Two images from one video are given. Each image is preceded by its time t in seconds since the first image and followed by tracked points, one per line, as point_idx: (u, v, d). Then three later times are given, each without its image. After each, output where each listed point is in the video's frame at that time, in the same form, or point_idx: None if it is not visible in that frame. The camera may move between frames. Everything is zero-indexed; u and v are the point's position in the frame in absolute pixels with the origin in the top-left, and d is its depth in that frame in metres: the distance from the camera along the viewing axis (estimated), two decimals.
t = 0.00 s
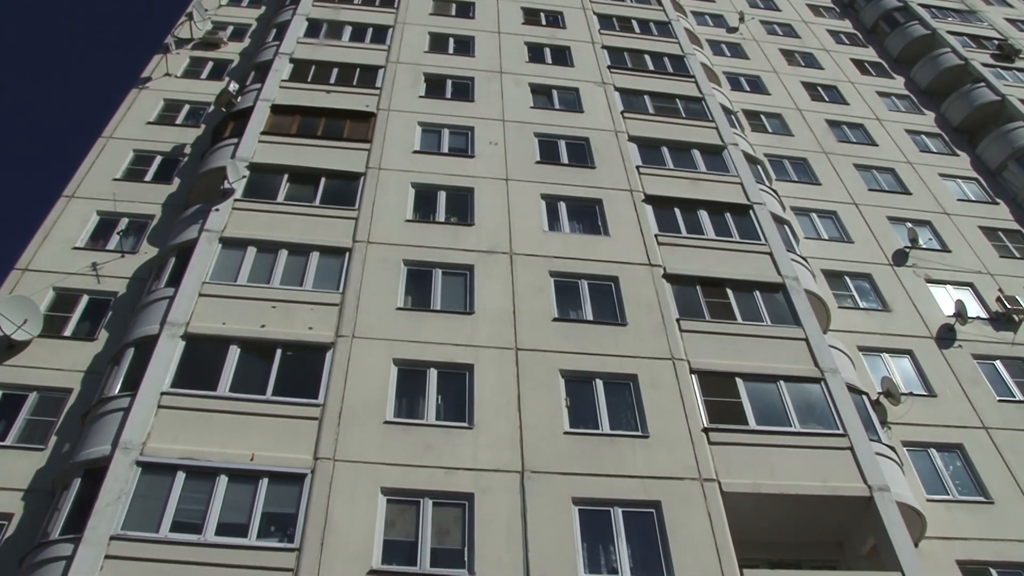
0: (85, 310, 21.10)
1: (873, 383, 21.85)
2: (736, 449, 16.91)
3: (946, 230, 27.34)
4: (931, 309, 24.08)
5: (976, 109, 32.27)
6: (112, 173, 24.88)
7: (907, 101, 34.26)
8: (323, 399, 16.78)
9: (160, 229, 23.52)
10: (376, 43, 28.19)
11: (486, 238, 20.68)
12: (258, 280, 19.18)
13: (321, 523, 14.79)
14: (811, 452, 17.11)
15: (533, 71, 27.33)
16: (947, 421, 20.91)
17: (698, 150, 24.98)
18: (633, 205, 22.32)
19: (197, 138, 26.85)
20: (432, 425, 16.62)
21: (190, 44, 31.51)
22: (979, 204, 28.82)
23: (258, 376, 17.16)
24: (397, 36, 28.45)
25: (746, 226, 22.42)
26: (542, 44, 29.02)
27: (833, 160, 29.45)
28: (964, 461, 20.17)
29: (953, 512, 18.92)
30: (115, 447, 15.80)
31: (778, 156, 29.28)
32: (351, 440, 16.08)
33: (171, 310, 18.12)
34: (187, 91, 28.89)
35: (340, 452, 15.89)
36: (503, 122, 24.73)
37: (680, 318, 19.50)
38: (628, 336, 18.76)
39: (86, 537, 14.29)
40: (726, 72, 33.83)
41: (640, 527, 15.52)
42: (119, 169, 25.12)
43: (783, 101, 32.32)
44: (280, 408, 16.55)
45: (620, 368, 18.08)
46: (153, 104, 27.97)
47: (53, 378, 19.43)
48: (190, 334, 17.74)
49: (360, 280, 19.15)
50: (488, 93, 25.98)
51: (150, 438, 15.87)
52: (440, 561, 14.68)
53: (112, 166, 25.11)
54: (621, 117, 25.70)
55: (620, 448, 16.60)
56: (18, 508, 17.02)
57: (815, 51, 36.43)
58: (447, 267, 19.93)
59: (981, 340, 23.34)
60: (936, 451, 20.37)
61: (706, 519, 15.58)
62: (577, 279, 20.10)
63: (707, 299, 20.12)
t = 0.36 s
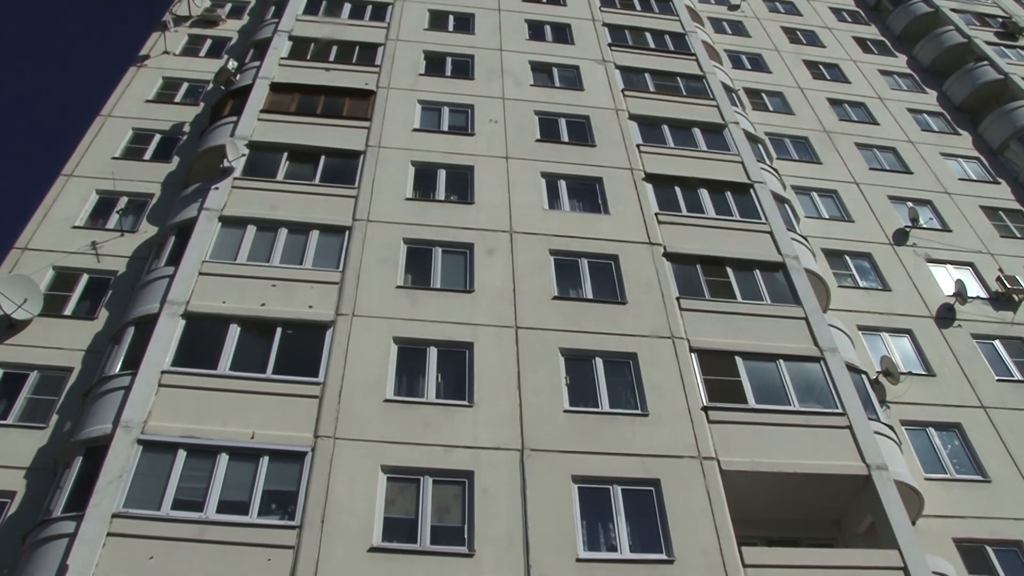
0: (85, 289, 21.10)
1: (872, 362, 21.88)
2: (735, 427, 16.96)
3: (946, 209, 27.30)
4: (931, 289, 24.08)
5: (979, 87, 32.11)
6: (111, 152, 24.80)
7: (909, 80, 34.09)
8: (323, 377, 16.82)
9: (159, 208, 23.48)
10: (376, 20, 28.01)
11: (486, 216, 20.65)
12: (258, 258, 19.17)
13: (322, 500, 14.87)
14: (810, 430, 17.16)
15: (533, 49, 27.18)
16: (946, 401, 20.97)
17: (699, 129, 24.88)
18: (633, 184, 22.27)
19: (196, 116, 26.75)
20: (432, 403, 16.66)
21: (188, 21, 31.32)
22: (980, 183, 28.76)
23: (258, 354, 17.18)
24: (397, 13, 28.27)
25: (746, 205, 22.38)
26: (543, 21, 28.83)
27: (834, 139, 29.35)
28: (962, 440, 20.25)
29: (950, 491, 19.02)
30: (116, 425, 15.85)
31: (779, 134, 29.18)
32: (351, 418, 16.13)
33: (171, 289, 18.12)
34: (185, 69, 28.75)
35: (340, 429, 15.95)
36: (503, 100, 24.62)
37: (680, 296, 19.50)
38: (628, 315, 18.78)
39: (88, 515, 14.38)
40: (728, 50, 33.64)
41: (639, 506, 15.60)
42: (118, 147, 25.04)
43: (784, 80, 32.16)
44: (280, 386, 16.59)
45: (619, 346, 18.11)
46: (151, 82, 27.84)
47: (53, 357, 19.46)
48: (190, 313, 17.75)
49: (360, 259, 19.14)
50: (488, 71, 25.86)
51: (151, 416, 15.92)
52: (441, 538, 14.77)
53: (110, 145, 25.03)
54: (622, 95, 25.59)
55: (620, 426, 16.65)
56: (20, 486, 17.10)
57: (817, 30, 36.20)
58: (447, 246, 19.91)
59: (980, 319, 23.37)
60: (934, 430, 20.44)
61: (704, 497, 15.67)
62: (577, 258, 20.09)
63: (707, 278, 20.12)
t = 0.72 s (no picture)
0: (85, 268, 21.09)
1: (871, 342, 21.90)
2: (734, 406, 17.00)
3: (948, 189, 27.23)
4: (931, 268, 24.07)
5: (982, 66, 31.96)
6: (109, 130, 24.72)
7: (912, 59, 33.91)
8: (323, 356, 16.84)
9: (158, 187, 23.42)
10: None
11: (486, 194, 20.61)
12: (257, 237, 19.14)
13: (322, 478, 14.93)
14: (809, 409, 17.21)
15: (534, 26, 27.01)
16: (945, 380, 21.02)
17: (700, 107, 24.77)
18: (633, 162, 22.21)
19: (194, 94, 26.63)
20: (432, 381, 16.69)
21: None
22: (982, 162, 28.69)
23: (258, 332, 17.20)
24: None
25: (746, 183, 22.34)
26: None
27: (835, 118, 29.24)
28: (960, 420, 20.32)
29: (948, 470, 19.11)
30: (116, 403, 15.89)
31: (780, 113, 29.07)
32: (350, 397, 16.16)
33: (170, 267, 18.11)
34: (183, 47, 28.59)
35: (340, 408, 15.98)
36: (503, 78, 24.52)
37: (680, 275, 19.50)
38: (628, 293, 18.78)
39: (90, 492, 14.45)
40: (729, 28, 33.43)
41: (638, 484, 15.67)
42: (116, 125, 24.95)
43: (786, 58, 31.99)
44: (280, 364, 16.62)
45: (619, 324, 18.13)
46: (149, 60, 27.70)
47: (54, 336, 19.47)
48: (190, 291, 17.75)
49: (360, 237, 19.12)
50: (488, 49, 25.73)
51: (152, 395, 15.96)
52: (441, 516, 14.84)
53: (109, 123, 24.93)
54: (622, 73, 25.46)
55: (619, 404, 16.70)
56: (22, 464, 17.16)
57: (819, 7, 35.95)
58: (447, 224, 19.87)
59: (980, 299, 23.39)
60: (932, 409, 20.49)
61: (703, 476, 15.74)
62: (577, 236, 20.06)
63: (708, 256, 20.10)
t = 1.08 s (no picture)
0: (84, 243, 21.06)
1: (871, 318, 21.92)
2: (733, 381, 17.04)
3: (949, 165, 27.16)
4: (932, 245, 24.05)
5: (986, 41, 31.76)
6: (107, 105, 24.60)
7: (915, 34, 33.69)
8: (323, 331, 16.86)
9: (157, 161, 23.35)
10: None
11: (486, 169, 20.55)
12: (257, 212, 19.10)
13: (322, 452, 15.00)
14: (808, 384, 17.26)
15: None
16: (944, 357, 21.07)
17: (701, 82, 24.64)
18: (634, 137, 22.13)
19: (193, 68, 26.49)
20: (432, 356, 16.73)
21: None
22: (984, 139, 28.59)
23: (258, 307, 17.22)
24: None
25: (747, 159, 22.27)
26: None
27: (837, 94, 29.10)
28: (958, 396, 20.39)
29: (945, 445, 19.20)
30: (117, 378, 15.93)
31: (781, 88, 28.92)
32: (350, 371, 16.20)
33: (170, 243, 18.10)
34: (181, 20, 28.39)
35: (340, 382, 16.02)
36: (503, 52, 24.37)
37: (680, 250, 19.48)
38: (628, 269, 18.78)
39: (92, 467, 14.52)
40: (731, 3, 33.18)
41: (637, 459, 15.74)
42: (114, 100, 24.83)
43: (788, 33, 31.76)
44: (280, 339, 16.64)
45: (619, 300, 18.14)
46: (147, 34, 27.52)
47: (53, 311, 19.48)
48: (189, 267, 17.74)
49: (359, 212, 19.09)
50: (488, 22, 25.56)
51: (152, 370, 15.99)
52: (440, 490, 14.92)
53: (107, 98, 24.81)
54: (623, 48, 25.31)
55: (618, 379, 16.74)
56: (24, 438, 17.22)
57: None
58: (447, 199, 19.83)
59: (980, 276, 23.39)
60: (931, 385, 20.55)
61: (702, 450, 15.81)
62: (577, 211, 20.03)
63: (708, 232, 20.08)
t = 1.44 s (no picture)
0: (83, 214, 21.01)
1: (870, 290, 21.92)
2: (733, 351, 17.07)
3: (951, 137, 27.04)
4: (933, 217, 23.99)
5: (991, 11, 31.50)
6: (105, 75, 24.45)
7: (919, 3, 33.39)
8: (323, 301, 16.87)
9: (156, 131, 23.26)
10: None
11: (486, 139, 20.45)
12: (256, 183, 19.04)
13: (322, 422, 15.06)
14: (808, 355, 17.29)
15: None
16: (943, 329, 21.10)
17: (702, 52, 24.47)
18: (634, 108, 22.00)
19: (191, 38, 26.32)
20: (431, 326, 16.75)
21: None
22: (987, 110, 28.44)
23: (258, 278, 17.21)
24: None
25: (748, 130, 22.16)
26: None
27: (839, 64, 28.90)
28: (957, 367, 20.45)
29: (943, 416, 19.29)
30: (118, 349, 15.96)
31: (783, 59, 28.71)
32: (350, 342, 16.23)
33: (169, 213, 18.06)
34: None
35: (340, 353, 16.05)
36: (503, 21, 24.17)
37: (680, 221, 19.45)
38: (628, 240, 18.76)
39: (94, 437, 14.59)
40: None
41: (636, 429, 15.81)
42: (112, 70, 24.68)
43: (790, 2, 31.48)
44: (280, 310, 16.65)
45: (619, 270, 18.13)
46: (144, 3, 27.29)
47: (53, 282, 19.47)
48: (189, 238, 17.71)
49: (359, 182, 19.03)
50: None
51: (152, 341, 16.02)
52: (440, 460, 15.00)
53: (104, 67, 24.65)
54: (624, 17, 25.09)
55: (618, 350, 16.77)
56: (25, 409, 17.28)
57: None
58: (447, 169, 19.76)
59: (980, 248, 23.37)
60: (930, 357, 20.60)
61: (701, 420, 15.88)
62: (577, 182, 19.96)
63: (708, 203, 20.03)
